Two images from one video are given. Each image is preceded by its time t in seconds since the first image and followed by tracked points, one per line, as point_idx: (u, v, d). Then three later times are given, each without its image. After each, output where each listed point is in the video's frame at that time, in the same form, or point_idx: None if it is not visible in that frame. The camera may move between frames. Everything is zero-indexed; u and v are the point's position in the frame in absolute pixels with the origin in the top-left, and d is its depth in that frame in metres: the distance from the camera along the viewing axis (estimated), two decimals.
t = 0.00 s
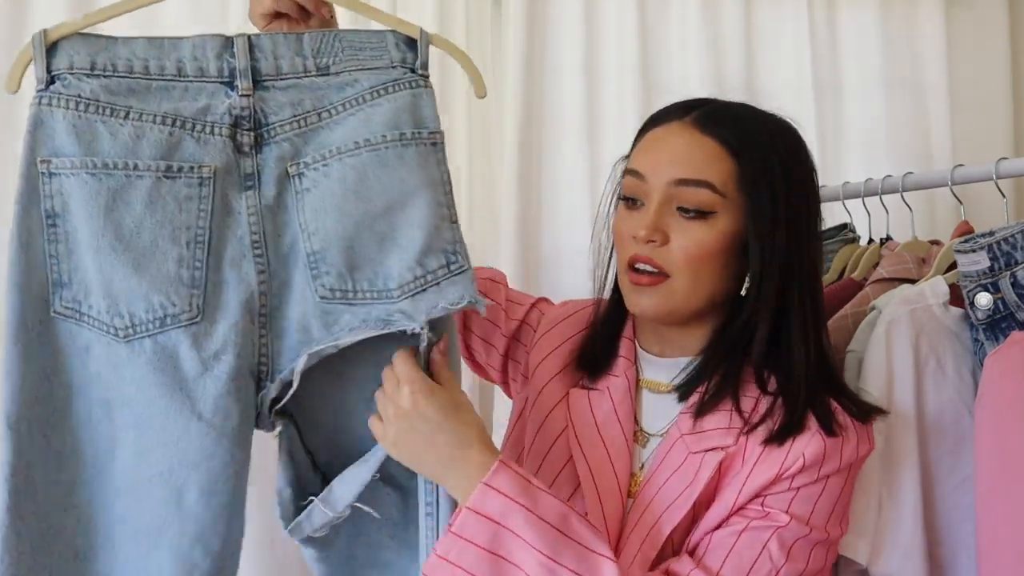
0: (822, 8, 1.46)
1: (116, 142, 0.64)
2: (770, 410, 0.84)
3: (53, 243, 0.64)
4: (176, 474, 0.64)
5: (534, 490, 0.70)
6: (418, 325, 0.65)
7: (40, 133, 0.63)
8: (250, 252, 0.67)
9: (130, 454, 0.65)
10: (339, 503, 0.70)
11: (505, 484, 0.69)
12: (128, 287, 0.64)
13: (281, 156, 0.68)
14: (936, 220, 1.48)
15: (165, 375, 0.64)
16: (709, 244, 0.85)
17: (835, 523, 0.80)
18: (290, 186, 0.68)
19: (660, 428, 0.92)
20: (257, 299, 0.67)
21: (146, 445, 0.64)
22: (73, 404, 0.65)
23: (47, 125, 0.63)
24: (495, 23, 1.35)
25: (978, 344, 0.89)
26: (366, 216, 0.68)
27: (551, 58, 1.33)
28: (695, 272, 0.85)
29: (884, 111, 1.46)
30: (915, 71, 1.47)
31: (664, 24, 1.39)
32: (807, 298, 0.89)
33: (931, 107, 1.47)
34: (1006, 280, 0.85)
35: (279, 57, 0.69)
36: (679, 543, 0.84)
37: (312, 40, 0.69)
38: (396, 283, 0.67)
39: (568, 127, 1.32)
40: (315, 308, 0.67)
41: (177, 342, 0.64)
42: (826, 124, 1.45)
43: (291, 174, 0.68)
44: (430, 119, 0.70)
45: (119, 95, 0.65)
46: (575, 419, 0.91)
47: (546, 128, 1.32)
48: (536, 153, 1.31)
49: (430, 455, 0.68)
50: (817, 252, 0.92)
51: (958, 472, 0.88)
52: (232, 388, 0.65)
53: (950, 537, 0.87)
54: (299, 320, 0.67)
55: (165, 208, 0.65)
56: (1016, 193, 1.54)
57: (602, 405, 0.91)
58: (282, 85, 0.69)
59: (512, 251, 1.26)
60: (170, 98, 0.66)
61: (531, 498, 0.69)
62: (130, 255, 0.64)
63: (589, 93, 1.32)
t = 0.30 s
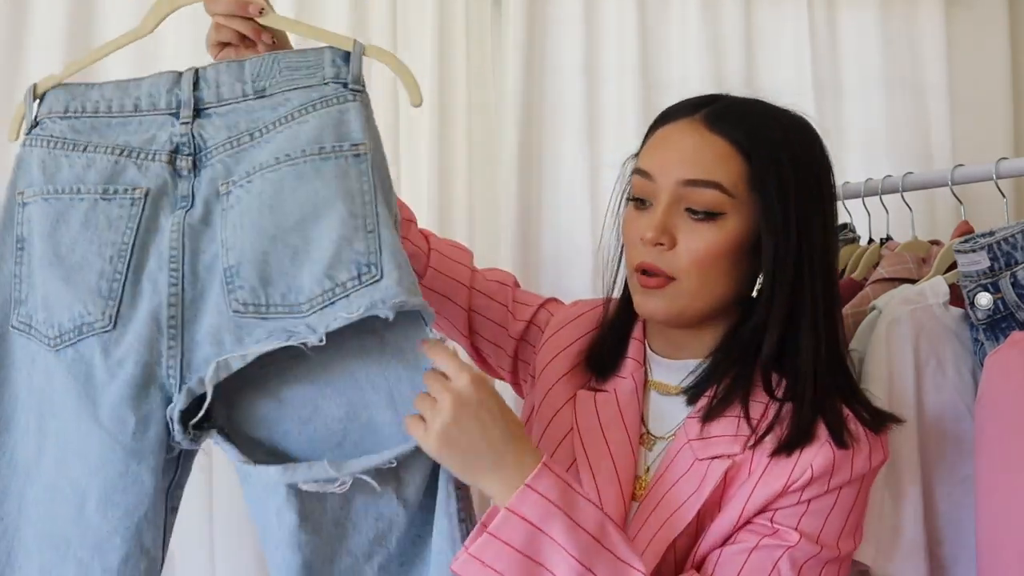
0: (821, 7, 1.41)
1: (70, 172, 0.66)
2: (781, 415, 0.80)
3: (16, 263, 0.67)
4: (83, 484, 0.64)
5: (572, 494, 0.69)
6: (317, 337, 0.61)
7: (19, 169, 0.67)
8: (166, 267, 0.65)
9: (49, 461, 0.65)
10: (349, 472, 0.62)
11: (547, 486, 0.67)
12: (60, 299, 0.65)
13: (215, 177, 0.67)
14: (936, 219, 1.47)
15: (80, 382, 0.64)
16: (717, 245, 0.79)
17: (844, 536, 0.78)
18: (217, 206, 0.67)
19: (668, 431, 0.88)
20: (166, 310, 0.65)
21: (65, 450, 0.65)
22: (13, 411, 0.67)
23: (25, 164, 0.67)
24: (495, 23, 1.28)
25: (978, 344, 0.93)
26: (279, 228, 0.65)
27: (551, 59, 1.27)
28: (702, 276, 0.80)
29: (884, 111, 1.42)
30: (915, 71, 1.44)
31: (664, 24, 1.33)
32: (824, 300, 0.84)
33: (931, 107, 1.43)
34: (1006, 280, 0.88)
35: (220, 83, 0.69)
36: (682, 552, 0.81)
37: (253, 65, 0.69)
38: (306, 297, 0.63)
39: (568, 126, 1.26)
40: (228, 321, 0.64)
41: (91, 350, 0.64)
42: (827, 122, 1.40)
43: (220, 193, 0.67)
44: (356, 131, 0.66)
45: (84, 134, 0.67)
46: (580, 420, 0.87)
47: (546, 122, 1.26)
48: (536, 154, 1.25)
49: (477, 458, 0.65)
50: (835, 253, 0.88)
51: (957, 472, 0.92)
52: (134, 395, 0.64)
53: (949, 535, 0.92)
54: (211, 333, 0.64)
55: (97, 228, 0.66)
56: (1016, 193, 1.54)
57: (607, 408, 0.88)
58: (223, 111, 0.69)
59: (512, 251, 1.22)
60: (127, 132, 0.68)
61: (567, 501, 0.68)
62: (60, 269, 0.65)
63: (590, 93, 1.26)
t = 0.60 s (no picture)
0: (821, 7, 1.41)
1: (67, 186, 0.67)
2: (783, 420, 0.80)
3: (18, 277, 0.67)
4: (104, 493, 0.65)
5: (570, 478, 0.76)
6: (343, 363, 0.67)
7: (10, 180, 0.67)
8: (173, 285, 0.67)
9: (66, 471, 0.66)
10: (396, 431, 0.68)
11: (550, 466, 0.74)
12: (64, 314, 0.66)
13: (214, 193, 0.69)
14: (936, 220, 1.47)
15: (93, 397, 0.66)
16: (717, 249, 0.78)
17: (840, 545, 0.78)
18: (220, 223, 0.69)
19: (668, 431, 0.87)
20: (177, 329, 0.67)
21: (80, 463, 0.66)
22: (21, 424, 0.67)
23: (18, 173, 0.67)
24: (495, 23, 1.27)
25: (978, 344, 0.93)
26: (295, 256, 0.68)
27: (551, 59, 1.26)
28: (701, 280, 0.79)
29: (884, 111, 1.42)
30: (916, 71, 1.43)
31: (664, 24, 1.33)
32: (824, 305, 0.83)
33: (931, 107, 1.43)
34: (1006, 280, 0.88)
35: (214, 98, 0.70)
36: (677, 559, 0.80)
37: (245, 78, 0.71)
38: (324, 321, 0.69)
39: (568, 126, 1.26)
40: (245, 341, 0.68)
41: (103, 365, 0.66)
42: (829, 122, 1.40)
43: (221, 211, 0.68)
44: (359, 156, 0.71)
45: (76, 145, 0.68)
46: (583, 420, 0.88)
47: (546, 121, 1.25)
48: (536, 154, 1.25)
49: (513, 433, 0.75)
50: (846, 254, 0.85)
51: (958, 473, 0.92)
52: (155, 407, 0.66)
53: (950, 537, 0.92)
54: (228, 352, 0.68)
55: (100, 244, 0.67)
56: (1016, 193, 1.54)
57: (609, 410, 0.87)
58: (218, 125, 0.70)
59: (512, 251, 1.22)
60: (121, 144, 0.69)
61: (563, 484, 0.75)
62: (66, 285, 0.66)
63: (590, 94, 1.26)
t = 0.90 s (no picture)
0: (822, 7, 1.40)
1: (82, 194, 0.66)
2: (781, 429, 0.80)
3: (26, 290, 0.65)
4: (151, 500, 0.66)
5: (537, 488, 0.77)
6: (383, 357, 0.69)
7: (9, 186, 0.64)
8: (212, 293, 0.68)
9: (106, 484, 0.66)
10: (394, 454, 0.72)
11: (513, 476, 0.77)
12: (99, 331, 0.65)
13: (241, 200, 0.70)
14: (936, 220, 1.46)
15: (137, 411, 0.65)
16: (719, 259, 0.77)
17: (832, 558, 0.77)
18: (251, 229, 0.70)
19: (675, 432, 0.87)
20: (220, 339, 0.68)
21: (122, 474, 0.66)
22: (50, 440, 0.66)
23: (17, 177, 0.65)
24: (495, 23, 1.27)
25: (978, 344, 0.92)
26: (332, 259, 0.70)
27: (551, 59, 1.26)
28: (702, 290, 0.78)
29: (884, 111, 1.42)
30: (916, 71, 1.43)
31: (664, 24, 1.33)
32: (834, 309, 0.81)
33: (931, 108, 1.43)
34: (1006, 280, 0.87)
35: (233, 104, 0.70)
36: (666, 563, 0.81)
37: (263, 85, 0.71)
38: (359, 320, 0.71)
39: (568, 126, 1.25)
40: (286, 344, 0.69)
41: (147, 380, 0.66)
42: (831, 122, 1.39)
43: (252, 217, 0.69)
44: (382, 163, 0.73)
45: (83, 148, 0.66)
46: (589, 418, 0.87)
47: (546, 120, 1.25)
48: (536, 155, 1.24)
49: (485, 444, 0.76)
50: (862, 254, 0.83)
51: (957, 473, 0.92)
52: (204, 417, 0.67)
53: (951, 537, 0.92)
54: (269, 355, 0.69)
55: (130, 256, 0.66)
56: (1016, 193, 1.54)
57: (616, 409, 0.86)
58: (239, 131, 0.70)
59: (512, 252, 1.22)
60: (132, 149, 0.68)
61: (534, 495, 0.77)
62: (98, 300, 0.65)
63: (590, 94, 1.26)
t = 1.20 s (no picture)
0: (822, 7, 1.42)
1: (112, 203, 0.67)
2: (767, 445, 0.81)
3: (59, 297, 0.67)
4: (181, 503, 0.67)
5: (496, 517, 0.73)
6: (402, 357, 0.69)
7: (42, 197, 0.66)
8: (239, 298, 0.70)
9: (136, 487, 0.67)
10: (332, 511, 0.76)
11: (467, 505, 0.73)
12: (131, 336, 0.67)
13: (264, 206, 0.71)
14: (936, 220, 1.48)
15: (168, 413, 0.67)
16: (714, 261, 0.79)
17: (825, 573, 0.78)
18: (273, 233, 0.71)
19: (672, 437, 0.89)
20: (248, 341, 0.70)
21: (153, 477, 0.67)
22: (79, 445, 0.68)
23: (49, 189, 0.66)
24: (495, 23, 1.28)
25: (978, 344, 0.94)
26: (347, 259, 0.70)
27: (551, 60, 1.28)
28: (696, 292, 0.80)
29: (884, 111, 1.43)
30: (916, 71, 1.45)
31: (664, 24, 1.34)
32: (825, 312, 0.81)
33: (931, 107, 1.44)
34: (1006, 280, 0.89)
35: (256, 112, 0.72)
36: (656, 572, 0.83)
37: (286, 93, 0.73)
38: (379, 321, 0.70)
39: (567, 126, 1.27)
40: (304, 346, 0.69)
41: (178, 382, 0.68)
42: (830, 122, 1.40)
43: (274, 222, 0.71)
44: (400, 165, 0.73)
45: (111, 158, 0.68)
46: (592, 419, 0.90)
47: (546, 120, 1.26)
48: (536, 155, 1.26)
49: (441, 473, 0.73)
50: (863, 256, 0.83)
51: (956, 472, 0.94)
52: (232, 418, 0.68)
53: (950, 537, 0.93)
54: (291, 356, 0.70)
55: (160, 263, 0.68)
56: (1016, 193, 1.55)
57: (618, 411, 0.89)
58: (262, 138, 0.72)
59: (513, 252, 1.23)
60: (158, 158, 0.69)
61: (492, 524, 0.73)
62: (130, 306, 0.67)
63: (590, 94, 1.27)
